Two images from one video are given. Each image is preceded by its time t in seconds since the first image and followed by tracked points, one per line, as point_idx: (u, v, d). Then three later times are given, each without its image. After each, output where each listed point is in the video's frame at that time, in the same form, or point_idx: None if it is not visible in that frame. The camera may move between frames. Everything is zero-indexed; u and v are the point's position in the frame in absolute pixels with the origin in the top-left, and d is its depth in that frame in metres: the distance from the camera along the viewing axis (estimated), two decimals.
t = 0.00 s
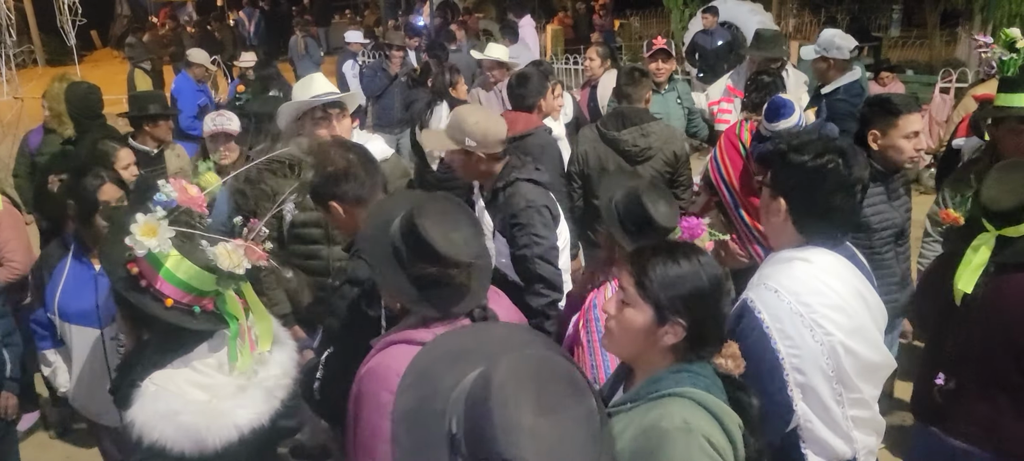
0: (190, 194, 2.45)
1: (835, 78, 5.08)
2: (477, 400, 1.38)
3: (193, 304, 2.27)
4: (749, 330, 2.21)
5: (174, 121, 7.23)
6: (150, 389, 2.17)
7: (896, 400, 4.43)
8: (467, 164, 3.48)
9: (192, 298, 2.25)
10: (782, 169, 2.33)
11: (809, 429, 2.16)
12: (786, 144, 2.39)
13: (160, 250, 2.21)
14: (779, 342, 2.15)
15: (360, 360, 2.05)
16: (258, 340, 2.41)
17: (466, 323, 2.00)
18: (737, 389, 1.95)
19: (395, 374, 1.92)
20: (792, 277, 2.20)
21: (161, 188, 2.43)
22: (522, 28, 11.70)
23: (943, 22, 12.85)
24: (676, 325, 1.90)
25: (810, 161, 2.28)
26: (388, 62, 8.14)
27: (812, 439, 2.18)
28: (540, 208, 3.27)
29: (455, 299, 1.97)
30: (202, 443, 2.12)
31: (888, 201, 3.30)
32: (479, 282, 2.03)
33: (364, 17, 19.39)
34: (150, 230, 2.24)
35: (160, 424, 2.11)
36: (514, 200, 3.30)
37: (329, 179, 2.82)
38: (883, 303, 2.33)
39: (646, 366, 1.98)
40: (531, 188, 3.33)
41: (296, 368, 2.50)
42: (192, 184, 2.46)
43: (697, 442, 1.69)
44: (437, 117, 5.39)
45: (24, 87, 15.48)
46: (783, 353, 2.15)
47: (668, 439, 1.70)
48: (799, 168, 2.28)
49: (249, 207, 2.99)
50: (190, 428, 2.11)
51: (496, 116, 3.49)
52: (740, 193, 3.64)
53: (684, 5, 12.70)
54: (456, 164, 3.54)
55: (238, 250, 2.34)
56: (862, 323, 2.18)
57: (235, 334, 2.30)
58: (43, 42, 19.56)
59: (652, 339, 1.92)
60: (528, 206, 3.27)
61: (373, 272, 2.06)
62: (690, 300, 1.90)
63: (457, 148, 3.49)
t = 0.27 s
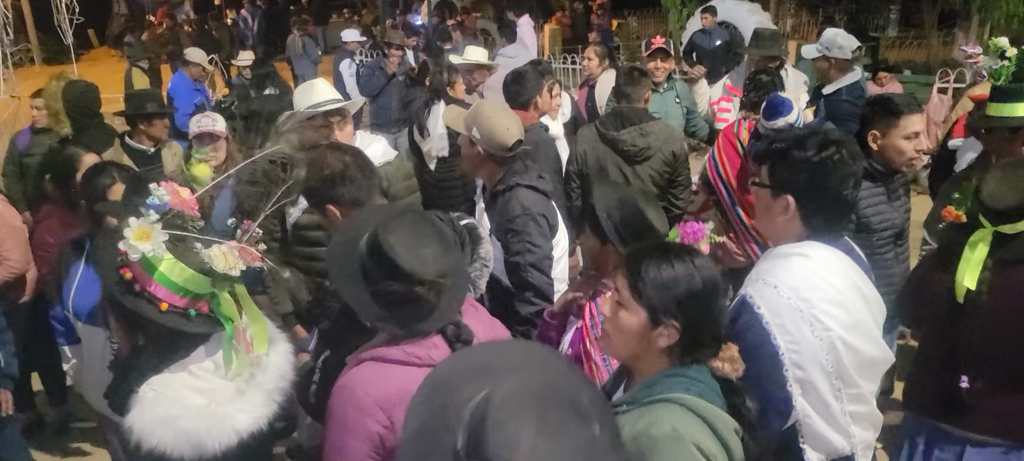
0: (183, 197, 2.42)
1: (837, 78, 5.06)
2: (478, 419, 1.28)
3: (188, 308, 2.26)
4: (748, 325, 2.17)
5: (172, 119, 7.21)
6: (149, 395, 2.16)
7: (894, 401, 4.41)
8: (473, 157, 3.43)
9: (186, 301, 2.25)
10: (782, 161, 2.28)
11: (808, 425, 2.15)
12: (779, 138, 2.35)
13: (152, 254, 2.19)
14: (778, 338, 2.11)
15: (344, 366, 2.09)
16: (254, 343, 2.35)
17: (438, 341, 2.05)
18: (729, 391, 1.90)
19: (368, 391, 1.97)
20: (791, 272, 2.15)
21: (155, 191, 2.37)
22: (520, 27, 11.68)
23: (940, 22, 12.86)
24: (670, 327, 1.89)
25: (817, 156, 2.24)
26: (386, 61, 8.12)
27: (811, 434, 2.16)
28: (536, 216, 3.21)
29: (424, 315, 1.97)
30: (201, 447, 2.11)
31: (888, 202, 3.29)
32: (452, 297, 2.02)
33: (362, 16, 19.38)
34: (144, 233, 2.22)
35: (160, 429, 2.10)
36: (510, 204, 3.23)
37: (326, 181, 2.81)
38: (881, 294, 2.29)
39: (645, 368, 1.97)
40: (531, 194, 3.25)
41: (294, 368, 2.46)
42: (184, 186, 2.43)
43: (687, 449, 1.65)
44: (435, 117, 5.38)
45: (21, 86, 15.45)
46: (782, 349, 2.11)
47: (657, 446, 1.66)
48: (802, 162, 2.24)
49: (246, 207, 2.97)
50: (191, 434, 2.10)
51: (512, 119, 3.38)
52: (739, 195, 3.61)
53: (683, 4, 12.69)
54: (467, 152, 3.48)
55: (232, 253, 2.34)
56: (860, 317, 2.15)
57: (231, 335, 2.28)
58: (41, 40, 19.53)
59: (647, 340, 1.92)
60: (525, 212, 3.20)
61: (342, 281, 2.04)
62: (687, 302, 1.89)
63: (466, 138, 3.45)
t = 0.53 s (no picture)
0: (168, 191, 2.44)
1: (834, 80, 5.07)
2: (519, 385, 1.34)
3: (181, 303, 2.24)
4: (766, 325, 2.11)
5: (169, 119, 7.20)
6: (140, 395, 2.16)
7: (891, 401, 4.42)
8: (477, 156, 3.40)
9: (178, 296, 2.23)
10: (792, 167, 2.23)
11: (828, 421, 2.10)
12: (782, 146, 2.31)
13: (143, 249, 2.19)
14: (800, 334, 2.07)
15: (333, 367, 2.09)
16: (248, 341, 2.36)
17: (422, 342, 2.04)
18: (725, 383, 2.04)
19: (355, 395, 1.98)
20: (806, 270, 2.13)
21: (142, 188, 2.38)
22: (518, 28, 11.68)
23: (937, 24, 12.88)
24: (665, 317, 1.88)
25: (830, 162, 2.20)
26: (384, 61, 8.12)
27: (831, 433, 2.11)
28: (528, 225, 3.21)
29: (403, 316, 1.97)
30: (191, 449, 2.09)
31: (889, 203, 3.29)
32: (433, 297, 2.01)
33: (360, 16, 19.38)
34: (132, 230, 2.21)
35: (151, 430, 2.08)
36: (505, 212, 3.24)
37: (325, 180, 2.81)
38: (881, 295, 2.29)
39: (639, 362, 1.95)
40: (527, 203, 3.25)
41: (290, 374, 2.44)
42: (169, 181, 2.45)
43: (696, 433, 1.76)
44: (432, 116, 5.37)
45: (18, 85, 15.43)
46: (803, 345, 2.07)
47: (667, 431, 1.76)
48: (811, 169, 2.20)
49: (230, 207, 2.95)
50: (181, 435, 2.08)
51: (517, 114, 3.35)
52: (736, 198, 3.60)
53: (681, 5, 12.70)
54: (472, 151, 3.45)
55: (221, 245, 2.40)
56: (874, 314, 2.15)
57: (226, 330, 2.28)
58: (38, 40, 19.50)
59: (642, 332, 1.91)
60: (516, 221, 3.21)
61: (323, 280, 2.01)
62: (679, 289, 1.89)
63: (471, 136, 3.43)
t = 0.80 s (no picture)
0: (156, 195, 2.33)
1: (834, 80, 5.06)
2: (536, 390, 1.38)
3: (170, 307, 2.24)
4: (782, 318, 2.02)
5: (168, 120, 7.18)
6: (126, 395, 2.16)
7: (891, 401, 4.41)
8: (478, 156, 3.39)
9: (168, 299, 2.23)
10: (801, 162, 2.17)
11: (844, 412, 2.03)
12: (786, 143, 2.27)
13: (131, 255, 2.16)
14: (818, 324, 1.99)
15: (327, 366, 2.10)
16: (239, 345, 2.35)
17: (410, 346, 2.02)
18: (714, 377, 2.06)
19: (343, 397, 1.98)
20: (818, 262, 2.08)
21: (127, 190, 2.32)
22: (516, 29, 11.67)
23: (935, 24, 12.89)
24: (655, 302, 1.91)
25: (840, 155, 2.15)
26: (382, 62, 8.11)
27: (846, 427, 2.04)
28: (514, 231, 3.20)
29: (388, 323, 1.97)
30: (172, 452, 2.09)
31: (888, 204, 3.28)
32: (421, 303, 2.00)
33: (358, 16, 19.36)
34: (119, 233, 2.18)
35: (133, 432, 2.08)
36: (495, 216, 3.24)
37: (326, 179, 2.81)
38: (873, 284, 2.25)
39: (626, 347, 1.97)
40: (519, 208, 3.23)
41: (280, 377, 2.43)
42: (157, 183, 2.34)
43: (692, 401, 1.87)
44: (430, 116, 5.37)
45: (15, 85, 15.40)
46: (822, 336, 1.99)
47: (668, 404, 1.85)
48: (820, 162, 2.15)
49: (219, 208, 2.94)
50: (163, 437, 2.08)
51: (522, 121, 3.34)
52: (733, 198, 3.60)
53: (679, 6, 12.70)
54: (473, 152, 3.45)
55: (210, 249, 2.31)
56: (882, 306, 2.11)
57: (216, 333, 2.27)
58: (35, 40, 19.45)
59: (631, 316, 1.93)
60: (504, 226, 3.21)
61: (312, 282, 2.01)
62: (668, 276, 1.92)
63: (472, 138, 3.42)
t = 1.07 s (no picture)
0: (151, 194, 2.34)
1: (833, 81, 5.07)
2: (530, 378, 1.48)
3: (164, 308, 2.24)
4: (786, 335, 1.97)
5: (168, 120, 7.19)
6: (113, 396, 2.16)
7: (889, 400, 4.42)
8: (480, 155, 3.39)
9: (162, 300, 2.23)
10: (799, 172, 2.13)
11: (852, 430, 1.97)
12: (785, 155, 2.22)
13: (120, 254, 2.14)
14: (822, 341, 1.95)
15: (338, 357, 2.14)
16: (231, 346, 2.35)
17: (423, 335, 2.10)
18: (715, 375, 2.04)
19: (357, 383, 2.04)
20: (821, 278, 2.03)
21: (122, 191, 2.34)
22: (516, 29, 11.68)
23: (935, 25, 12.90)
24: (647, 300, 1.99)
25: (849, 168, 2.12)
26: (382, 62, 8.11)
27: (853, 446, 1.99)
28: (518, 229, 3.17)
29: (405, 311, 2.01)
30: (154, 455, 2.06)
31: (889, 204, 3.29)
32: (438, 293, 2.05)
33: (358, 17, 19.36)
34: (111, 232, 2.17)
35: (115, 434, 2.08)
36: (498, 214, 3.22)
37: (328, 177, 2.81)
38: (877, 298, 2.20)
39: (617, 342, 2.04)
40: (522, 205, 3.21)
41: (272, 382, 2.38)
42: (153, 183, 2.35)
43: (683, 389, 1.92)
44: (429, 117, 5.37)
45: (14, 85, 15.40)
46: (827, 353, 1.94)
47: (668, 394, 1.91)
48: (829, 176, 2.10)
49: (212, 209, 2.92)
50: (144, 439, 2.07)
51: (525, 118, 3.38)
52: (733, 197, 3.59)
53: (678, 7, 12.71)
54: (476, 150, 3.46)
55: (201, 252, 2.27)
56: (885, 321, 2.07)
57: (206, 336, 2.28)
58: (35, 40, 19.47)
59: (624, 312, 2.00)
60: (507, 224, 3.18)
61: (336, 274, 2.05)
62: (657, 274, 1.99)
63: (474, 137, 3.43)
